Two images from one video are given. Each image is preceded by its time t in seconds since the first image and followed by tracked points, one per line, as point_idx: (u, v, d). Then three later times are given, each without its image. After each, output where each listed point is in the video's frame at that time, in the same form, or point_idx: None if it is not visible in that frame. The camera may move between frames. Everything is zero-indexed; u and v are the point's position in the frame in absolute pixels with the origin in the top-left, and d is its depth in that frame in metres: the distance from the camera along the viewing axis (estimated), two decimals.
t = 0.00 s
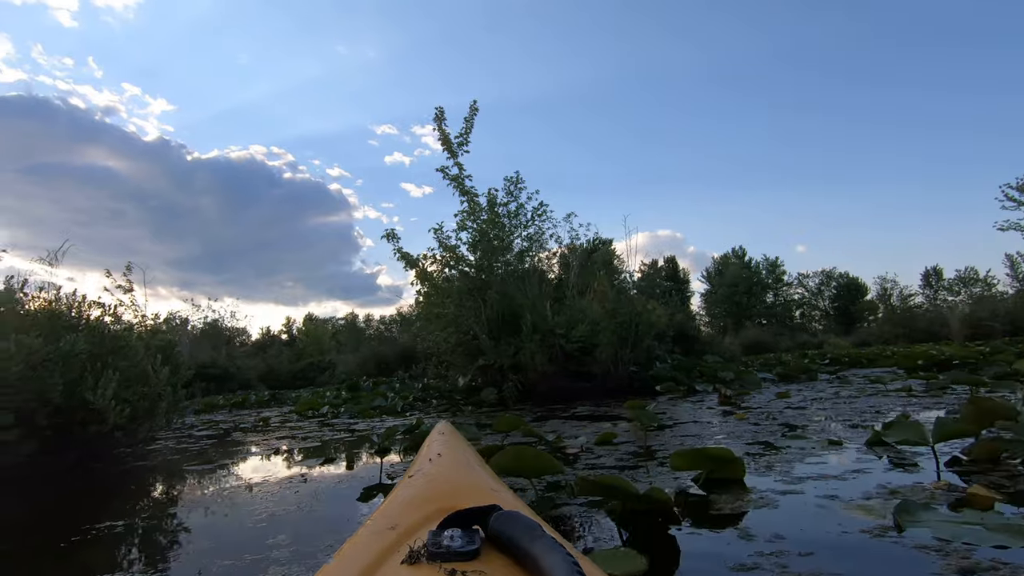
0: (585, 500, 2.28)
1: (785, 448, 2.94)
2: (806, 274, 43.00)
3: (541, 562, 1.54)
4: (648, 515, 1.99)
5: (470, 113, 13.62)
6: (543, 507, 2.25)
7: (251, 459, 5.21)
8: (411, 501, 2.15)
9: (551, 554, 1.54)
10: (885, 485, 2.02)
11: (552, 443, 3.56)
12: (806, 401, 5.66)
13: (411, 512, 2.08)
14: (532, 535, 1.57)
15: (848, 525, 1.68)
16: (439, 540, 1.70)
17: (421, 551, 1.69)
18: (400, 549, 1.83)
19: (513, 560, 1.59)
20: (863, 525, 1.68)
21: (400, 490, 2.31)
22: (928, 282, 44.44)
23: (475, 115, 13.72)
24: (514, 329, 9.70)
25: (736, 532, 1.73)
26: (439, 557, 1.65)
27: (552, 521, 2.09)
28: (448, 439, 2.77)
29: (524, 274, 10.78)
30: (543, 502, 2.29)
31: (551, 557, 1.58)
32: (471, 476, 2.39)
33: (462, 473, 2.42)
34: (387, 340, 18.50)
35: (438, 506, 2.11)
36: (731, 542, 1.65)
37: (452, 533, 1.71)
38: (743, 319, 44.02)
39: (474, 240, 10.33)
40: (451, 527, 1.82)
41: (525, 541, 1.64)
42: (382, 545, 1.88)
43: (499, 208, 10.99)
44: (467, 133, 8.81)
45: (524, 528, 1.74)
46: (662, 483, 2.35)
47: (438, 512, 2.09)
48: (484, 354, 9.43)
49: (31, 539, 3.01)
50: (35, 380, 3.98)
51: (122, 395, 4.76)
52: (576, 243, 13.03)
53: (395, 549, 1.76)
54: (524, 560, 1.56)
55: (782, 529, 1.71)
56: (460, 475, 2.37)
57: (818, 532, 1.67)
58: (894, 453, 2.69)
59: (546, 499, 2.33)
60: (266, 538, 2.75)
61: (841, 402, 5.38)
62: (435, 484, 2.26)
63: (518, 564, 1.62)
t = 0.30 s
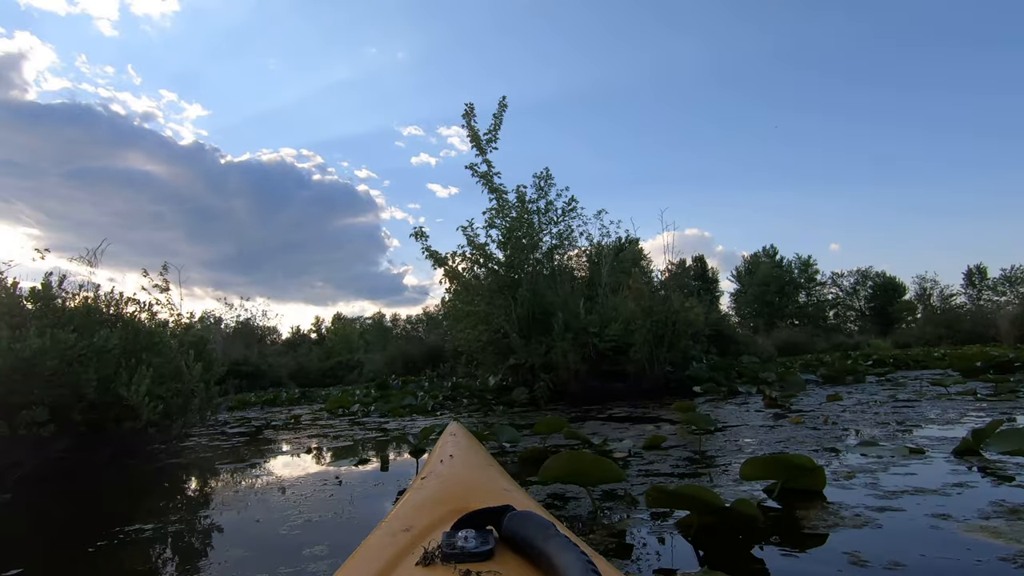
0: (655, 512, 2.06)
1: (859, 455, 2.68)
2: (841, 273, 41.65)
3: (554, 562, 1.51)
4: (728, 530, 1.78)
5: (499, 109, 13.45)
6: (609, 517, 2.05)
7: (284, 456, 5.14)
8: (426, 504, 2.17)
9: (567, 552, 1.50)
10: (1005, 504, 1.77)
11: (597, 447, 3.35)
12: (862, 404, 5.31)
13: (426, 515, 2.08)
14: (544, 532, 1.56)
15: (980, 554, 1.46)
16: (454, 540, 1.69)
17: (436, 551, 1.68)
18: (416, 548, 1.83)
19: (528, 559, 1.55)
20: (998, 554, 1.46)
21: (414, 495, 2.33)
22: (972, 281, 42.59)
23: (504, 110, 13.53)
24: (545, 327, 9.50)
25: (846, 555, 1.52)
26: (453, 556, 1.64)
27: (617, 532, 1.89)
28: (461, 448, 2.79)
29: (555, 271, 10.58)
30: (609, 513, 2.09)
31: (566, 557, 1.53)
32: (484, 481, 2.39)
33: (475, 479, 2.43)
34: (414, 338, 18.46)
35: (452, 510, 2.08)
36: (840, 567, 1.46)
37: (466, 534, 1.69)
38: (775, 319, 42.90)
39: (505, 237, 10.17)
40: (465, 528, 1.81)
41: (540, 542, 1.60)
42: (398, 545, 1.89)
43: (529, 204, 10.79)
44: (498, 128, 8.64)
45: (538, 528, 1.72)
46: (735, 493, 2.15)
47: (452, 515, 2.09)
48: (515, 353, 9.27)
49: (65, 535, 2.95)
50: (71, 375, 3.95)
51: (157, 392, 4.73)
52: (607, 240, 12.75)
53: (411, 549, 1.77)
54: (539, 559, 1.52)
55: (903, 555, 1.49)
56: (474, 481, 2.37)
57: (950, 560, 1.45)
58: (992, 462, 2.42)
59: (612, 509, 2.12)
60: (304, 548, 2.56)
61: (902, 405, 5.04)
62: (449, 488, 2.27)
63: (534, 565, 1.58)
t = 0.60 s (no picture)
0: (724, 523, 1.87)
1: (938, 467, 2.45)
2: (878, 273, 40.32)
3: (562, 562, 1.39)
4: (817, 549, 1.59)
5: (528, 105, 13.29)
6: (671, 527, 1.86)
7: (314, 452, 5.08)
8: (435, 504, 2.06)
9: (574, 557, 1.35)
10: None
11: (642, 450, 3.16)
12: (918, 410, 5.00)
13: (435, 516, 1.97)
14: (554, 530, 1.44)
15: None
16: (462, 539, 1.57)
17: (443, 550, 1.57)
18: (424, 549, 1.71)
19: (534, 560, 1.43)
20: None
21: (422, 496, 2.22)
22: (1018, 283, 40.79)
23: (532, 107, 13.37)
24: (575, 326, 9.31)
25: None
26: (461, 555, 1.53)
27: (685, 543, 1.71)
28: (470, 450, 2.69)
29: (585, 269, 10.38)
30: (671, 523, 1.90)
31: (578, 557, 1.40)
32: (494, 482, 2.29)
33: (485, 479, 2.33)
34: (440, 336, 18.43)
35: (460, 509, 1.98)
36: None
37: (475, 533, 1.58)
38: (807, 320, 41.75)
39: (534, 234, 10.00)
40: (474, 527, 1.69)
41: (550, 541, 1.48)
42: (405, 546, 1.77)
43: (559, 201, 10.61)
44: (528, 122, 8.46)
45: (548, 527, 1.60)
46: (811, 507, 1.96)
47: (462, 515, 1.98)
48: (544, 352, 9.10)
49: (95, 528, 2.90)
50: (103, 367, 3.94)
51: (189, 385, 4.71)
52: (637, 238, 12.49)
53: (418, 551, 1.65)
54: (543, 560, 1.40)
55: None
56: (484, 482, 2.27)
57: None
58: None
59: (672, 519, 1.94)
60: (339, 555, 2.42)
61: (963, 411, 4.73)
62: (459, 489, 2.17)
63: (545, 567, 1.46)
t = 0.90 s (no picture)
0: (811, 536, 1.70)
1: None
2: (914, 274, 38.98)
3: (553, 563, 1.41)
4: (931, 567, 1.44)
5: (557, 98, 13.08)
6: (752, 539, 1.69)
7: (346, 447, 5.01)
8: (423, 506, 2.05)
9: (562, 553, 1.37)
10: None
11: (694, 454, 2.98)
12: (979, 415, 4.70)
13: (423, 517, 1.97)
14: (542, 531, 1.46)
15: None
16: (451, 542, 1.57)
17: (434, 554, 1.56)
18: (412, 551, 1.70)
19: (525, 562, 1.44)
20: None
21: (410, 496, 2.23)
22: None
23: (561, 100, 13.14)
24: (606, 323, 9.12)
25: None
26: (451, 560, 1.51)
27: (775, 559, 1.55)
28: (458, 450, 2.72)
29: (614, 265, 10.17)
30: (750, 535, 1.73)
31: (566, 559, 1.42)
32: (482, 482, 2.32)
33: (473, 480, 2.34)
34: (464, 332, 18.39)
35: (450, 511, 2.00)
36: None
37: (464, 534, 1.58)
38: (838, 321, 40.66)
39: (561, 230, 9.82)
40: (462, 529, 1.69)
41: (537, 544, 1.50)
42: (392, 548, 1.77)
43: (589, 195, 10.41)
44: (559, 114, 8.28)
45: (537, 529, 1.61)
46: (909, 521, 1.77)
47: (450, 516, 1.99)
48: (573, 349, 8.94)
49: (129, 521, 2.84)
50: (139, 358, 3.91)
51: (222, 378, 4.69)
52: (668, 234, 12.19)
53: (406, 552, 1.64)
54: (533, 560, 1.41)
55: None
56: (472, 483, 2.29)
57: None
58: None
59: (751, 530, 1.76)
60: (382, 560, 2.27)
61: None
62: (448, 490, 2.17)
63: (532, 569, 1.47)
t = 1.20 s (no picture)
0: (918, 548, 1.55)
1: None
2: (951, 261, 37.58)
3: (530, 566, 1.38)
4: None
5: (580, 89, 12.84)
6: (849, 550, 1.54)
7: (379, 446, 4.93)
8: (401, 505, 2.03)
9: (538, 558, 1.35)
10: None
11: (750, 453, 2.78)
12: None
13: (401, 515, 1.95)
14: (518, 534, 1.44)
15: None
16: (425, 542, 1.53)
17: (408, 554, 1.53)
18: (387, 549, 1.66)
19: (500, 565, 1.41)
20: None
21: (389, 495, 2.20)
22: None
23: (585, 91, 12.90)
24: (636, 317, 8.90)
25: None
26: (425, 561, 1.48)
27: (885, 574, 1.39)
28: (441, 454, 2.71)
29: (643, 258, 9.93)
30: (846, 545, 1.58)
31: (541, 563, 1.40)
32: (463, 484, 2.30)
33: (454, 481, 2.33)
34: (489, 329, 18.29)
35: (428, 511, 1.97)
36: None
37: (440, 536, 1.55)
38: (872, 311, 39.44)
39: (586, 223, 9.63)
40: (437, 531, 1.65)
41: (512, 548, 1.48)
42: (367, 544, 1.73)
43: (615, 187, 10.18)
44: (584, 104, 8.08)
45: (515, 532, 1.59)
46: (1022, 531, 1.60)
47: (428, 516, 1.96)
48: (603, 344, 8.74)
49: (163, 523, 2.78)
50: (170, 358, 3.90)
51: (254, 377, 4.65)
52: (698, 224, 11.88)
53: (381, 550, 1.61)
54: (506, 565, 1.39)
55: None
56: (453, 485, 2.27)
57: None
58: None
59: (844, 540, 1.62)
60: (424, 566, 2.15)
61: None
62: (428, 491, 2.16)
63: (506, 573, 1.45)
